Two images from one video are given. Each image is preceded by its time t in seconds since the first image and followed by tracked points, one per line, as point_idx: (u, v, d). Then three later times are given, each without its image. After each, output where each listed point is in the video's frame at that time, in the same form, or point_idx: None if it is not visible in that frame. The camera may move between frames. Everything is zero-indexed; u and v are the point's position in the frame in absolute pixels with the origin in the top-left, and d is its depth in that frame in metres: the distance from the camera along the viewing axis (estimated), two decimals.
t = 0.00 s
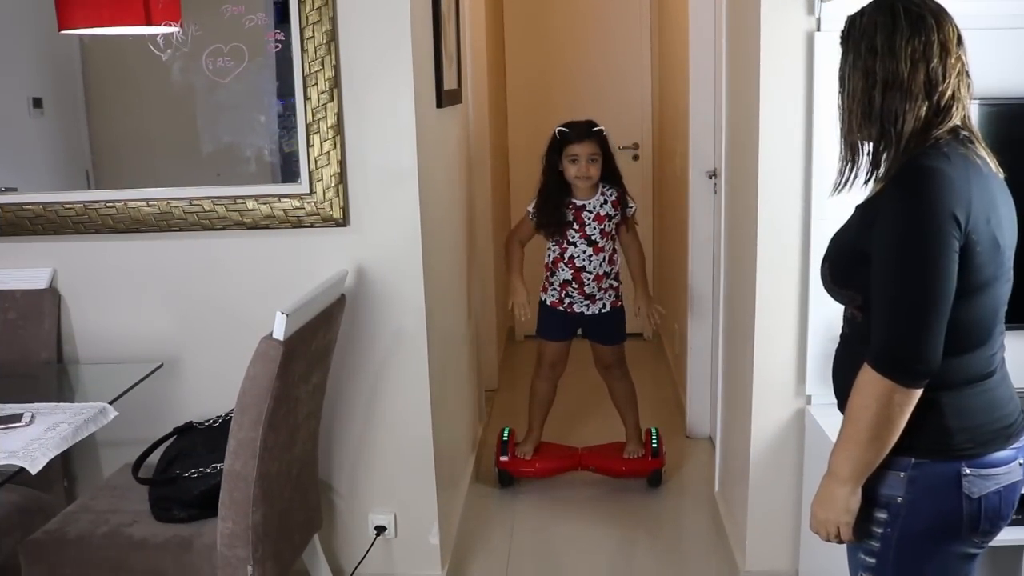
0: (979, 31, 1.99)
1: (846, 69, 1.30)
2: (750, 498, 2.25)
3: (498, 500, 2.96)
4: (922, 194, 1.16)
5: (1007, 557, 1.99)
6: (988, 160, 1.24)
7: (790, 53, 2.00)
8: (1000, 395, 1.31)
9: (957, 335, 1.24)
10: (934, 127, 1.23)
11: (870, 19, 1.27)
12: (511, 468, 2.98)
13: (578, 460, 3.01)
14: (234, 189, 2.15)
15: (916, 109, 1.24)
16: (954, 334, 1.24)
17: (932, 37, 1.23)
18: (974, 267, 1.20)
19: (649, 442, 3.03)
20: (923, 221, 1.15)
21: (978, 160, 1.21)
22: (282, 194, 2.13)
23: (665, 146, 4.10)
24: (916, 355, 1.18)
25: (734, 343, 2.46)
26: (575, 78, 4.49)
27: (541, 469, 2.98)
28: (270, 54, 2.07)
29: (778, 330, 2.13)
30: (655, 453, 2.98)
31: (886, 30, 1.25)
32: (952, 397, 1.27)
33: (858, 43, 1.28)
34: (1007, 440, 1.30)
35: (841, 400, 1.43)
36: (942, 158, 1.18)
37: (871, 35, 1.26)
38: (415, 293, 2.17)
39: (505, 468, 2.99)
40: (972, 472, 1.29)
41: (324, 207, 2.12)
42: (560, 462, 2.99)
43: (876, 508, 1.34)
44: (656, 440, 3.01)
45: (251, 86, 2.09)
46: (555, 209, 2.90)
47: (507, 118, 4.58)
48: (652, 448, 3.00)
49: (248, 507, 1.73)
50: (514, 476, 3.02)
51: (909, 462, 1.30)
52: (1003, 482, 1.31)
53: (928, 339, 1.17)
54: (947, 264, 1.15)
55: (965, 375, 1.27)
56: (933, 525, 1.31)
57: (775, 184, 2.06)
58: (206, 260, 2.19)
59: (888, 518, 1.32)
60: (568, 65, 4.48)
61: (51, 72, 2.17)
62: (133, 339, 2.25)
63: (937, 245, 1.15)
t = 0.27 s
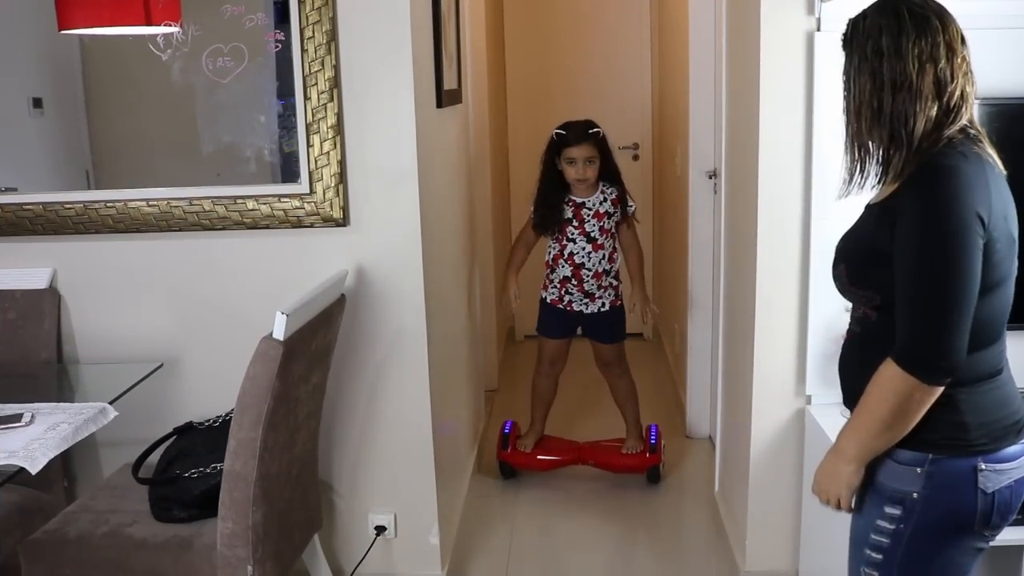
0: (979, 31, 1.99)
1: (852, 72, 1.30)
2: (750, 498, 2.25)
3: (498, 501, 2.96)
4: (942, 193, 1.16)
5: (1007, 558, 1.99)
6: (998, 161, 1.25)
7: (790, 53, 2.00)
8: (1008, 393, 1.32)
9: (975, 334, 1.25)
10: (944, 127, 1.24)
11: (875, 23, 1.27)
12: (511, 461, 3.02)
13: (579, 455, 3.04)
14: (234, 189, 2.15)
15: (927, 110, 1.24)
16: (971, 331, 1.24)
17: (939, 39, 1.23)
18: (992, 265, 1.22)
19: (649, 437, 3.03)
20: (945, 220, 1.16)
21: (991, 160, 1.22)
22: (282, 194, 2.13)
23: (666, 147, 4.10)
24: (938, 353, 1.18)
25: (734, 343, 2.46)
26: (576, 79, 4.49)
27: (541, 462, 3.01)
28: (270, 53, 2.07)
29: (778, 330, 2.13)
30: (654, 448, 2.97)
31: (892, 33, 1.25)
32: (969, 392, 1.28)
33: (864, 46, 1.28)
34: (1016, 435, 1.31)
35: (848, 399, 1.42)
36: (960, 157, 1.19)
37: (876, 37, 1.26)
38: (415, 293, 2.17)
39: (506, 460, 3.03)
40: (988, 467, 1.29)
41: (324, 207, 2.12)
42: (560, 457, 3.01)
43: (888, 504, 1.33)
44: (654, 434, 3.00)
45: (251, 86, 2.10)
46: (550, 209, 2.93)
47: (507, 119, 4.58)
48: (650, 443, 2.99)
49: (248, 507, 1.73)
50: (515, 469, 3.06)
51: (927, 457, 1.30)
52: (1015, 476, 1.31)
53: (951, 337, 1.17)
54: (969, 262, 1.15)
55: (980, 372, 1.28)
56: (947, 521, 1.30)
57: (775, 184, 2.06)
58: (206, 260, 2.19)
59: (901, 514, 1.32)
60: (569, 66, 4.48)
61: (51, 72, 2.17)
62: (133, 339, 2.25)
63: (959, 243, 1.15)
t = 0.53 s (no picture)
0: (979, 31, 1.99)
1: (852, 80, 1.30)
2: (751, 498, 2.25)
3: (498, 501, 2.96)
4: (943, 195, 1.17)
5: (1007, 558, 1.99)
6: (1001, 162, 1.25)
7: (790, 53, 2.00)
8: (1011, 394, 1.32)
9: (977, 335, 1.25)
10: (945, 130, 1.24)
11: (870, 31, 1.27)
12: (513, 456, 3.05)
13: (579, 451, 3.04)
14: (234, 189, 2.15)
15: (927, 113, 1.24)
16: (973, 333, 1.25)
17: (934, 42, 1.24)
18: (994, 267, 1.21)
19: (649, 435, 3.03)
20: (945, 222, 1.16)
21: (993, 163, 1.22)
22: (282, 194, 2.13)
23: (665, 146, 4.10)
24: (936, 353, 1.18)
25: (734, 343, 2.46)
26: (576, 79, 4.49)
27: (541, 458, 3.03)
28: (270, 53, 2.07)
29: (778, 330, 2.13)
30: (654, 446, 2.99)
31: (888, 39, 1.25)
32: (970, 393, 1.28)
33: (861, 53, 1.28)
34: (1015, 436, 1.31)
35: (852, 397, 1.43)
36: (961, 159, 1.19)
37: (873, 44, 1.26)
38: (415, 293, 2.17)
39: (507, 456, 3.05)
40: (985, 468, 1.29)
41: (324, 207, 2.12)
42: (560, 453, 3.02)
43: (886, 501, 1.34)
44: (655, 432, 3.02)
45: (251, 86, 2.09)
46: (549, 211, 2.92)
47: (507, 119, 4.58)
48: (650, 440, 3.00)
49: (248, 507, 1.73)
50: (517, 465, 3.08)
51: (927, 457, 1.29)
52: (1011, 477, 1.31)
53: (948, 338, 1.17)
54: (968, 264, 1.15)
55: (982, 373, 1.28)
56: (943, 520, 1.30)
57: (775, 185, 2.06)
58: (206, 260, 2.19)
59: (898, 511, 1.32)
60: (569, 66, 4.48)
61: (51, 72, 2.17)
62: (133, 339, 2.25)
63: (958, 245, 1.15)
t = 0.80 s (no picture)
0: (979, 31, 1.99)
1: (848, 85, 1.31)
2: (751, 498, 2.25)
3: (498, 501, 2.96)
4: (935, 199, 1.17)
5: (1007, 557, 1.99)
6: (995, 165, 1.25)
7: (791, 53, 2.00)
8: (1004, 398, 1.32)
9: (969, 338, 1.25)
10: (940, 135, 1.24)
11: (869, 35, 1.28)
12: (513, 456, 3.05)
13: (580, 450, 3.04)
14: (234, 189, 2.15)
15: (922, 118, 1.24)
16: (964, 335, 1.25)
17: (932, 49, 1.24)
18: (984, 271, 1.21)
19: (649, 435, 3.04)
20: (936, 226, 1.16)
21: (988, 167, 1.22)
22: (282, 194, 2.13)
23: (665, 147, 4.10)
24: (925, 356, 1.18)
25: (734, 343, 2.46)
26: (576, 80, 4.49)
27: (541, 457, 3.03)
28: (270, 54, 2.07)
29: (779, 329, 2.13)
30: (653, 445, 2.99)
31: (887, 45, 1.26)
32: (961, 398, 1.28)
33: (858, 59, 1.28)
34: (1009, 439, 1.32)
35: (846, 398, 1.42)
36: (955, 165, 1.19)
37: (871, 49, 1.27)
38: (415, 293, 2.17)
39: (507, 455, 3.05)
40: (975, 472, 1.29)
41: (324, 207, 2.12)
42: (560, 452, 3.02)
43: (875, 500, 1.35)
44: (654, 432, 3.02)
45: (251, 86, 2.10)
46: (551, 218, 2.92)
47: (507, 119, 4.58)
48: (649, 440, 3.01)
49: (248, 507, 1.73)
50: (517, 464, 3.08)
51: (918, 459, 1.30)
52: (1000, 482, 1.32)
53: (937, 342, 1.17)
54: (956, 269, 1.15)
55: (974, 377, 1.28)
56: (930, 522, 1.31)
57: (776, 184, 2.06)
58: (206, 260, 2.19)
59: (886, 510, 1.33)
60: (569, 66, 4.48)
61: (51, 72, 2.17)
62: (133, 339, 2.25)
63: (948, 249, 1.15)
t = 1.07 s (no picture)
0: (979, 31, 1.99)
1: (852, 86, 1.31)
2: (751, 498, 2.25)
3: (498, 501, 2.96)
4: (929, 192, 1.19)
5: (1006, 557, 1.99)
6: (996, 165, 1.25)
7: (791, 53, 2.00)
8: (1002, 395, 1.32)
9: (965, 336, 1.25)
10: (944, 135, 1.24)
11: (873, 35, 1.28)
12: (513, 452, 3.06)
13: (579, 448, 3.04)
14: (234, 189, 2.15)
15: (926, 119, 1.25)
16: (960, 334, 1.25)
17: (936, 50, 1.24)
18: (979, 270, 1.22)
19: (648, 434, 3.03)
20: (917, 215, 1.18)
21: (987, 167, 1.22)
22: (282, 194, 2.13)
23: (665, 147, 4.09)
24: (868, 323, 1.22)
25: (734, 343, 2.46)
26: (576, 80, 4.49)
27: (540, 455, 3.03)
28: (270, 54, 2.07)
29: (779, 330, 2.13)
30: (652, 444, 2.97)
31: (891, 45, 1.26)
32: (957, 395, 1.28)
33: (861, 59, 1.28)
34: (1005, 437, 1.32)
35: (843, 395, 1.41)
36: (958, 163, 1.20)
37: (875, 50, 1.27)
38: (415, 293, 2.17)
39: (507, 452, 3.06)
40: (972, 469, 1.30)
41: (324, 207, 2.12)
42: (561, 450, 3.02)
43: (875, 497, 1.35)
44: (654, 431, 3.01)
45: (251, 86, 2.10)
46: (551, 218, 2.91)
47: (507, 119, 4.58)
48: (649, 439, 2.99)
49: (248, 507, 1.73)
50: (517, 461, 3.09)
51: (915, 456, 1.30)
52: (999, 479, 1.32)
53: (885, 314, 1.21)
54: (925, 256, 1.18)
55: (972, 375, 1.28)
56: (930, 518, 1.32)
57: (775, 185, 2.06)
58: (206, 260, 2.19)
59: (885, 508, 1.34)
60: (569, 66, 4.48)
61: (51, 72, 2.17)
62: (133, 339, 2.25)
63: (922, 237, 1.18)
